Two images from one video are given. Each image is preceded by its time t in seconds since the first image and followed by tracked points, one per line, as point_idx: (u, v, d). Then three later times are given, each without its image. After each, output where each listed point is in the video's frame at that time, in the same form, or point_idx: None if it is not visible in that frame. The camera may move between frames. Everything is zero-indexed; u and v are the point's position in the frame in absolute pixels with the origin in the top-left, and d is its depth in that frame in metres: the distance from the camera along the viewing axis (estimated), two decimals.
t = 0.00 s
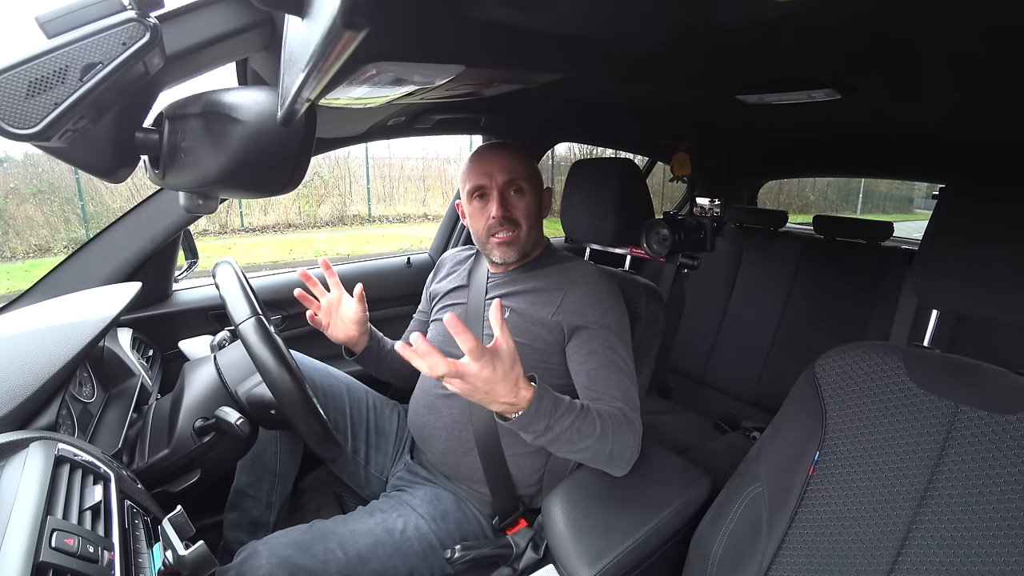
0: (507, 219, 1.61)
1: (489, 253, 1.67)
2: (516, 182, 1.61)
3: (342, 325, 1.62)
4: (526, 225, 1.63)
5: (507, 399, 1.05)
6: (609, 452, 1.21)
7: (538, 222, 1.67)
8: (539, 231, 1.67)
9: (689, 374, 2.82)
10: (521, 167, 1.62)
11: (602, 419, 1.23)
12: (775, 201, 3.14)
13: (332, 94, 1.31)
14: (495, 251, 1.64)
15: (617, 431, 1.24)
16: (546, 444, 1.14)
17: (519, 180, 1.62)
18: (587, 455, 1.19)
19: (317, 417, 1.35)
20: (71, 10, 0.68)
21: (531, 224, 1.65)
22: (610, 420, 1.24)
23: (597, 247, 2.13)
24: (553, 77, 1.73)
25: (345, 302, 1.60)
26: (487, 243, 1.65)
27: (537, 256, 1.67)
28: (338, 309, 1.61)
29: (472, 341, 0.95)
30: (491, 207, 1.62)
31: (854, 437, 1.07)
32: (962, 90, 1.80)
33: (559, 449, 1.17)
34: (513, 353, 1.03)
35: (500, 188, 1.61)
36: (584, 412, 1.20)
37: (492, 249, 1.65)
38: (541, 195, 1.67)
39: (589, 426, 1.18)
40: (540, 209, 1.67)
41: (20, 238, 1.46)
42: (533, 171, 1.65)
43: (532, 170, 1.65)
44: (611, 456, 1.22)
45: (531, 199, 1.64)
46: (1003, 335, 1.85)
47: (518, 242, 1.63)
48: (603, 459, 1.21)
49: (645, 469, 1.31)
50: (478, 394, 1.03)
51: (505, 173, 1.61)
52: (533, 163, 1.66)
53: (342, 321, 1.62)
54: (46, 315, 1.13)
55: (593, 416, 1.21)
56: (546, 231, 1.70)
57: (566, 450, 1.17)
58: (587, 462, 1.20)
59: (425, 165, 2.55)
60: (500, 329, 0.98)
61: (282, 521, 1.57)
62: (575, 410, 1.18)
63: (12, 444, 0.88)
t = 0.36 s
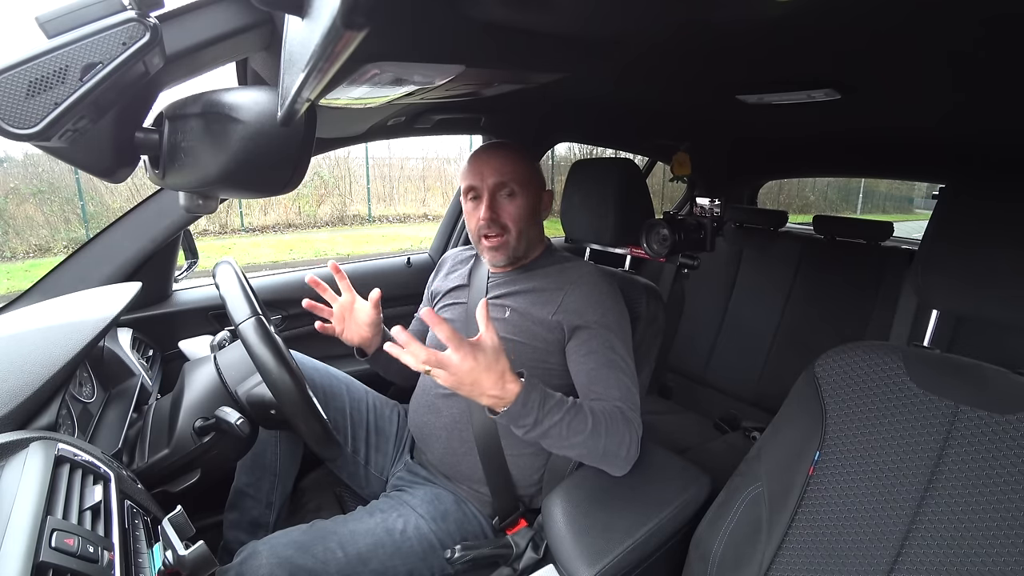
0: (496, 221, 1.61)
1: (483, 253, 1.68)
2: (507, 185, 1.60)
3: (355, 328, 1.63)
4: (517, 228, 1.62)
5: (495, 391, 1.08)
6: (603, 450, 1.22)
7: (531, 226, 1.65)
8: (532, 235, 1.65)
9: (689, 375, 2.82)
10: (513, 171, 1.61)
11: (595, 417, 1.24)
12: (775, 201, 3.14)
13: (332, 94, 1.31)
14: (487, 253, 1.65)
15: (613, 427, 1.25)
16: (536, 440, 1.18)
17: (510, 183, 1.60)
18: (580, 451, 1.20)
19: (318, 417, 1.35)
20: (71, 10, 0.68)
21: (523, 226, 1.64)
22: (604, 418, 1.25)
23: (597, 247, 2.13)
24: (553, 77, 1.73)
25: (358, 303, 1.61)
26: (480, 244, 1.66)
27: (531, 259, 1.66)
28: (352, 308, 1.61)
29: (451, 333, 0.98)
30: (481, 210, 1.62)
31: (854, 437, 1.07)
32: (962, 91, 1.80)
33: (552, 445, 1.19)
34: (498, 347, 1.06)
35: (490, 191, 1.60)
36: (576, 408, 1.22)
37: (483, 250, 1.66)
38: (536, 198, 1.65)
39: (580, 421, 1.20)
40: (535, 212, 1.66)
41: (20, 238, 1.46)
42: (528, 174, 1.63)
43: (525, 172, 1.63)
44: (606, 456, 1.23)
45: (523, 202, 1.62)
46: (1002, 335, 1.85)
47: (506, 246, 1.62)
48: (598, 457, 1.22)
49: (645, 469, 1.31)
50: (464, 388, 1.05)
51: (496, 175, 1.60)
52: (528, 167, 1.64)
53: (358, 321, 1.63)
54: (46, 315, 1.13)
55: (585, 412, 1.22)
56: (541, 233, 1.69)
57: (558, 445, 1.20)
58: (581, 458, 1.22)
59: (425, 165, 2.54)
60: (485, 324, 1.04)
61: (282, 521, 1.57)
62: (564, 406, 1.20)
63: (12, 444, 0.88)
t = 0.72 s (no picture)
0: (479, 223, 1.61)
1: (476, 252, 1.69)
2: (491, 187, 1.59)
3: (350, 313, 1.62)
4: (498, 231, 1.61)
5: (499, 380, 1.09)
6: (602, 448, 1.22)
7: (517, 228, 1.63)
8: (517, 237, 1.63)
9: (689, 375, 2.82)
10: (498, 172, 1.59)
11: (596, 414, 1.24)
12: (775, 201, 3.14)
13: (332, 94, 1.31)
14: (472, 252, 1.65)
15: (614, 425, 1.25)
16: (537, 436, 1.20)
17: (494, 184, 1.59)
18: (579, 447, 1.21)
19: (318, 417, 1.35)
20: (71, 10, 0.68)
21: (507, 229, 1.61)
22: (606, 416, 1.25)
23: (597, 247, 2.13)
24: (553, 77, 1.73)
25: (356, 289, 1.60)
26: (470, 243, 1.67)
27: (520, 262, 1.66)
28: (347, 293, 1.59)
29: (464, 313, 1.02)
30: (467, 209, 1.63)
31: (854, 437, 1.07)
32: (962, 91, 1.80)
33: (551, 439, 1.20)
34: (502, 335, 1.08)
35: (476, 191, 1.61)
36: (577, 404, 1.23)
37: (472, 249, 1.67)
38: (525, 200, 1.62)
39: (581, 418, 1.21)
40: (522, 214, 1.63)
41: (19, 238, 1.46)
42: (515, 176, 1.60)
43: (513, 174, 1.60)
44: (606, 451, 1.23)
45: (508, 204, 1.60)
46: (1002, 335, 1.85)
47: (490, 247, 1.62)
48: (598, 454, 1.22)
49: (645, 469, 1.31)
50: (470, 376, 1.06)
51: (482, 176, 1.60)
52: (516, 168, 1.61)
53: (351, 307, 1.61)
54: (46, 315, 1.13)
55: (586, 408, 1.23)
56: (529, 236, 1.65)
57: (558, 440, 1.20)
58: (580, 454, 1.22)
59: (425, 165, 2.54)
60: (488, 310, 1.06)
61: (282, 521, 1.57)
62: (567, 400, 1.21)
63: (12, 444, 0.88)
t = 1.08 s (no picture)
0: (478, 223, 1.61)
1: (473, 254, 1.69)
2: (487, 188, 1.60)
3: (344, 330, 1.63)
4: (496, 231, 1.61)
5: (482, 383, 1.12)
6: (591, 447, 1.22)
7: (515, 228, 1.63)
8: (516, 237, 1.63)
9: (689, 375, 2.82)
10: (496, 172, 1.60)
11: (584, 413, 1.25)
12: (775, 201, 3.14)
13: (332, 94, 1.31)
14: (471, 254, 1.66)
15: (602, 424, 1.25)
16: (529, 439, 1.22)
17: (492, 185, 1.60)
18: (568, 447, 1.21)
19: (318, 417, 1.35)
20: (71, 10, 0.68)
21: (505, 230, 1.62)
22: (596, 416, 1.25)
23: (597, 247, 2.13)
24: (553, 77, 1.73)
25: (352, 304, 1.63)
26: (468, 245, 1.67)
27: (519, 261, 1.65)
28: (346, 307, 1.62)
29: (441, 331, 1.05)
30: (466, 211, 1.63)
31: (854, 437, 1.07)
32: (961, 91, 1.80)
33: (540, 440, 1.21)
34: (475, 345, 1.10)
35: (474, 192, 1.61)
36: (561, 403, 1.24)
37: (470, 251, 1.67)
38: (523, 200, 1.63)
39: (567, 417, 1.22)
40: (520, 214, 1.63)
41: (19, 238, 1.46)
42: (512, 176, 1.61)
43: (510, 174, 1.61)
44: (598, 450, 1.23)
45: (505, 205, 1.60)
46: (1002, 335, 1.86)
47: (489, 247, 1.62)
48: (590, 454, 1.22)
49: (645, 469, 1.31)
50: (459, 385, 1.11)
51: (478, 178, 1.60)
52: (513, 169, 1.61)
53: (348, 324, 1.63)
54: (46, 315, 1.13)
55: (573, 407, 1.24)
56: (527, 236, 1.65)
57: (546, 441, 1.22)
58: (571, 453, 1.22)
59: (425, 165, 2.54)
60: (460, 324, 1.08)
61: (282, 521, 1.57)
62: (551, 400, 1.22)
63: (12, 444, 0.88)
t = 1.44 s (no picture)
0: (493, 221, 1.62)
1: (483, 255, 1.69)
2: (501, 185, 1.61)
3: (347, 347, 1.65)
4: (511, 227, 1.63)
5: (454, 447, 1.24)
6: (580, 467, 1.25)
7: (529, 224, 1.66)
8: (530, 232, 1.66)
9: (689, 375, 2.82)
10: (507, 169, 1.62)
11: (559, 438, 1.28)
12: (775, 201, 3.14)
13: (332, 94, 1.31)
14: (484, 253, 1.66)
15: (580, 446, 1.25)
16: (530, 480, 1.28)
17: (505, 182, 1.62)
18: (559, 476, 1.25)
19: (318, 417, 1.34)
20: (71, 9, 0.68)
21: (519, 226, 1.64)
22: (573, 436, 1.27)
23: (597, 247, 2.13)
24: (553, 77, 1.73)
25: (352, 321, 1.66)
26: (480, 245, 1.67)
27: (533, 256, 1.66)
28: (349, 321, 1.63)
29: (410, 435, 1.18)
30: (479, 210, 1.63)
31: (854, 437, 1.07)
32: (962, 91, 1.80)
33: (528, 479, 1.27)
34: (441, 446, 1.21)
35: (487, 191, 1.62)
36: (529, 440, 1.28)
37: (483, 251, 1.66)
38: (532, 196, 1.66)
39: (539, 450, 1.27)
40: (531, 211, 1.66)
41: (20, 238, 1.46)
42: (522, 173, 1.65)
43: (520, 170, 1.64)
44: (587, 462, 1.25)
45: (519, 201, 1.63)
46: (1002, 336, 1.86)
47: (506, 244, 1.63)
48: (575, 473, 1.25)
49: (646, 470, 1.31)
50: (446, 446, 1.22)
51: (490, 175, 1.62)
52: (522, 165, 1.65)
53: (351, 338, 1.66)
54: (46, 315, 1.13)
55: (546, 438, 1.28)
56: (538, 232, 1.68)
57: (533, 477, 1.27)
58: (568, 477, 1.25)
59: (425, 165, 2.54)
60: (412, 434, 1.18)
61: (282, 521, 1.57)
62: (521, 441, 1.28)
63: (12, 444, 0.88)
